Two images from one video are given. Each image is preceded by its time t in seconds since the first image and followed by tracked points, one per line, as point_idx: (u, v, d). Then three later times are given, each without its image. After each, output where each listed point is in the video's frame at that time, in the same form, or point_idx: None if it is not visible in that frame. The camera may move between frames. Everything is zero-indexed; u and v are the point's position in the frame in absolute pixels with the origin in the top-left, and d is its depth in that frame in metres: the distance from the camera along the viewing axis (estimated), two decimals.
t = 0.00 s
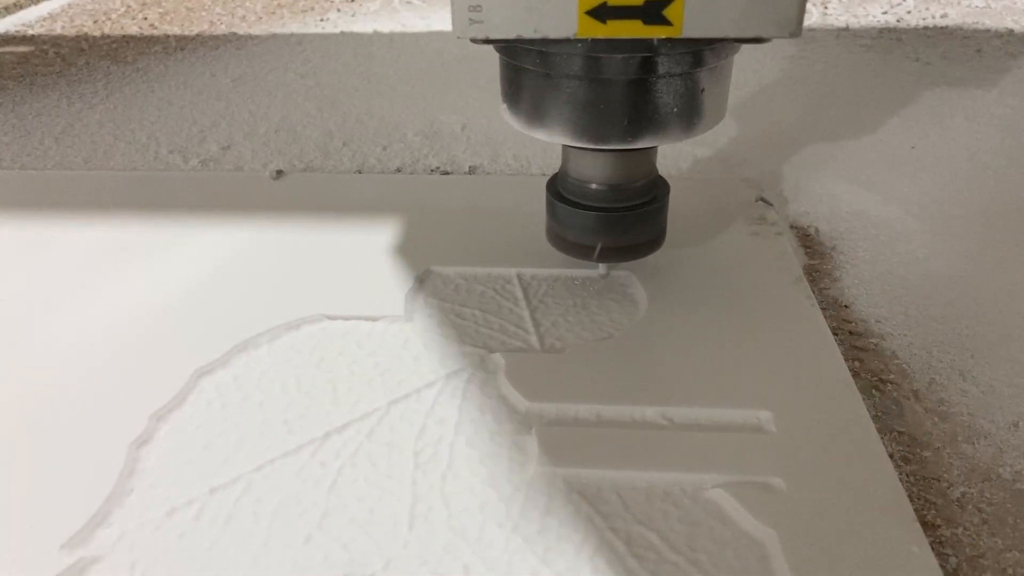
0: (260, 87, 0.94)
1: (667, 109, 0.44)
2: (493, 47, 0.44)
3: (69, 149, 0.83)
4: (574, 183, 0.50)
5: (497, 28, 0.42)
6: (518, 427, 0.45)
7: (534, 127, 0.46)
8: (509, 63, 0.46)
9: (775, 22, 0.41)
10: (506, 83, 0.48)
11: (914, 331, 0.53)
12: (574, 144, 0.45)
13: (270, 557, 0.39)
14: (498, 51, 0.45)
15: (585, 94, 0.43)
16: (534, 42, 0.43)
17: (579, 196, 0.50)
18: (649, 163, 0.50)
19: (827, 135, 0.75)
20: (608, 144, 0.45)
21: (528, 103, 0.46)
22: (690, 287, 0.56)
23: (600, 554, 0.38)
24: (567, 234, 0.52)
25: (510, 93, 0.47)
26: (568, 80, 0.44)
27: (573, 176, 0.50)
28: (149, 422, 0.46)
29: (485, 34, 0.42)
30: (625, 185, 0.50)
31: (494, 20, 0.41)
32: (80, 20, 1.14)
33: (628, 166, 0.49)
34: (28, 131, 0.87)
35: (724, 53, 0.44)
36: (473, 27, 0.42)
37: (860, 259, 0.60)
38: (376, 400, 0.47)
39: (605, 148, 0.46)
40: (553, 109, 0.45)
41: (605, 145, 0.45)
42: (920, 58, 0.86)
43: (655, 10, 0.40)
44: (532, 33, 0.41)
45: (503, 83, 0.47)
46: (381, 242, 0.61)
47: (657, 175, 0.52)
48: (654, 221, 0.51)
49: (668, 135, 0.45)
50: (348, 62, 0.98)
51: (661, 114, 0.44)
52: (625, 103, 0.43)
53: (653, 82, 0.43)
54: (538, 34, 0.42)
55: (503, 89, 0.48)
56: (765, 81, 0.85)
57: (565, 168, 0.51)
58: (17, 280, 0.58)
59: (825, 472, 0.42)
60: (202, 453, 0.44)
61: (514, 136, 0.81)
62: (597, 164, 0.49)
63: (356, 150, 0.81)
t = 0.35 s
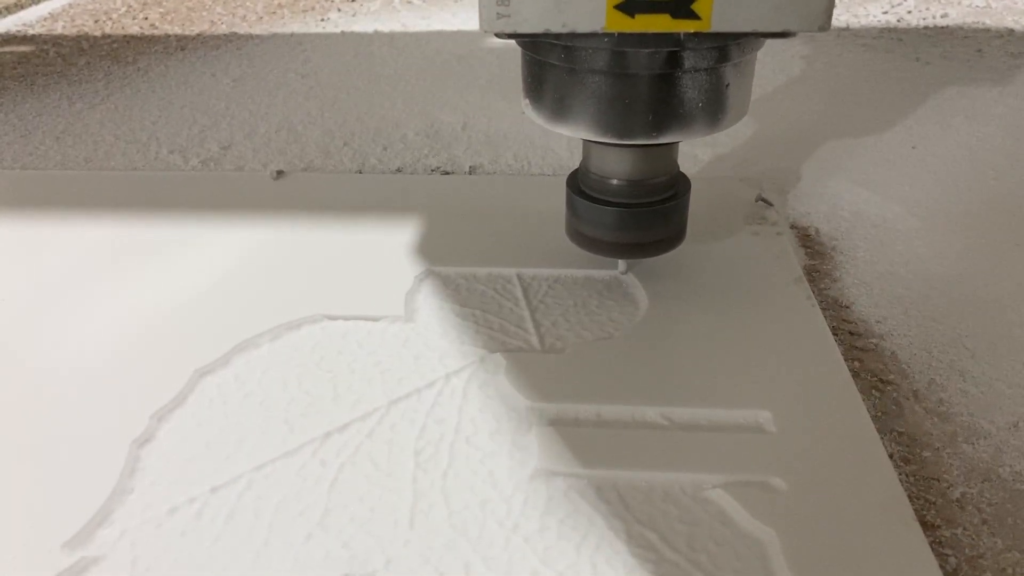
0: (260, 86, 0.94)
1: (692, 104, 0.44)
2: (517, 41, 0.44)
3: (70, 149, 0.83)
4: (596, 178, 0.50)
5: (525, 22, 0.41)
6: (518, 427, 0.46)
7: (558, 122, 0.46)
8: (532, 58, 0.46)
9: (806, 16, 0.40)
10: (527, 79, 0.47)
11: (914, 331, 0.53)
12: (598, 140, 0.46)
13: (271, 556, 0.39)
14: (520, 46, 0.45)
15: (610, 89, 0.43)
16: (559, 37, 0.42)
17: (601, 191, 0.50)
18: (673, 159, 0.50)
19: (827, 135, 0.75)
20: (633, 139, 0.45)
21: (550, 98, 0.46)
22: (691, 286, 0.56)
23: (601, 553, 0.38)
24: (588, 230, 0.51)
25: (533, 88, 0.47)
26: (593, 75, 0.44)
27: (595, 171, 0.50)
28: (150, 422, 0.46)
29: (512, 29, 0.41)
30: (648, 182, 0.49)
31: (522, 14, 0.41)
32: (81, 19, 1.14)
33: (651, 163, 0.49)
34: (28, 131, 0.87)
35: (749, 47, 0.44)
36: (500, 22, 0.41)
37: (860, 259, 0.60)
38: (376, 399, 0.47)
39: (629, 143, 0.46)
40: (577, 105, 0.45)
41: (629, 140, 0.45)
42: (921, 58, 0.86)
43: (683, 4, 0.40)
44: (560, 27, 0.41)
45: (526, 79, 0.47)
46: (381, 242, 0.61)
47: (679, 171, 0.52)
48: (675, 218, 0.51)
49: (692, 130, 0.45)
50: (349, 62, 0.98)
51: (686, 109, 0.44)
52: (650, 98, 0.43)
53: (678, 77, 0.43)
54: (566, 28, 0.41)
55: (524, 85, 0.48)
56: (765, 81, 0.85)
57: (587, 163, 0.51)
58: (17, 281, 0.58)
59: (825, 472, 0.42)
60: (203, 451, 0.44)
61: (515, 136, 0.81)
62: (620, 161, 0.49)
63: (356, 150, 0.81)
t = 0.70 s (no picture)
0: (262, 84, 0.94)
1: (656, 106, 0.44)
2: (482, 44, 0.44)
3: (72, 146, 0.83)
4: (565, 180, 0.50)
5: (485, 25, 0.41)
6: (519, 423, 0.46)
7: (523, 124, 0.46)
8: (499, 60, 0.46)
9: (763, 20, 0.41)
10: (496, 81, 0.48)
11: (915, 328, 0.53)
12: (563, 142, 0.46)
13: (273, 552, 0.39)
14: (487, 48, 0.45)
15: (574, 91, 0.44)
16: (522, 40, 0.42)
17: (571, 192, 0.50)
18: (640, 159, 0.50)
19: (828, 132, 0.75)
20: (598, 141, 0.45)
21: (516, 100, 0.46)
22: (692, 283, 0.56)
23: (602, 549, 0.38)
24: (558, 232, 0.52)
25: (500, 90, 0.47)
26: (557, 77, 0.44)
27: (564, 173, 0.50)
28: (152, 418, 0.46)
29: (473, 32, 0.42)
30: (616, 183, 0.50)
31: (482, 18, 0.41)
32: (83, 17, 1.14)
33: (619, 164, 0.49)
34: (30, 128, 0.87)
35: (712, 50, 0.44)
36: (461, 24, 0.42)
37: (862, 256, 0.60)
38: (378, 396, 0.47)
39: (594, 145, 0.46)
40: (542, 107, 0.45)
41: (594, 142, 0.45)
42: (922, 56, 0.86)
43: (642, 7, 0.40)
44: (520, 30, 0.41)
45: (493, 81, 0.47)
46: (383, 239, 0.61)
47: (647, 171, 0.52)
48: (645, 218, 0.51)
49: (656, 132, 0.45)
50: (351, 60, 0.98)
51: (650, 110, 0.44)
52: (614, 100, 0.43)
53: (641, 79, 0.43)
54: (526, 32, 0.42)
55: (493, 86, 0.48)
56: (766, 79, 0.85)
57: (556, 165, 0.51)
58: (17, 279, 0.58)
59: (826, 468, 0.42)
60: (206, 447, 0.44)
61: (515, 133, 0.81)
62: (588, 163, 0.49)
63: (358, 148, 0.81)
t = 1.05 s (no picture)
0: (263, 84, 0.94)
1: (607, 106, 0.44)
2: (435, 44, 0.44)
3: (73, 147, 0.83)
4: (524, 179, 0.50)
5: (430, 24, 0.41)
6: (519, 424, 0.46)
7: (478, 122, 0.46)
8: (453, 60, 0.46)
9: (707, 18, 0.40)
10: (452, 80, 0.48)
11: (914, 329, 0.53)
12: (516, 141, 0.46)
13: (274, 551, 0.39)
14: (442, 48, 0.45)
15: (526, 91, 0.44)
16: (472, 40, 0.43)
17: (530, 192, 0.51)
18: (598, 158, 0.50)
19: (828, 133, 0.75)
20: (550, 141, 0.45)
21: (471, 99, 0.46)
22: (690, 285, 0.56)
23: (601, 550, 0.38)
24: (517, 230, 0.52)
25: (455, 89, 0.47)
26: (508, 77, 0.44)
27: (524, 172, 0.51)
28: (153, 418, 0.46)
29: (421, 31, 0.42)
30: (575, 182, 0.50)
31: (428, 17, 0.41)
32: (83, 17, 1.14)
33: (576, 163, 0.49)
34: (31, 128, 0.87)
35: (662, 50, 0.44)
36: (407, 24, 0.42)
37: (861, 257, 0.60)
38: (378, 397, 0.47)
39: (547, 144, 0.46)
40: (495, 107, 0.45)
41: (547, 142, 0.45)
42: (922, 56, 0.86)
43: (585, 7, 0.40)
44: (465, 30, 0.41)
45: (449, 79, 0.47)
46: (383, 240, 0.61)
47: (606, 170, 0.53)
48: (604, 217, 0.51)
49: (609, 132, 0.45)
50: (351, 60, 0.98)
51: (601, 110, 0.44)
52: (565, 100, 0.44)
53: (591, 79, 0.43)
54: (472, 31, 0.41)
55: (450, 85, 0.48)
56: (766, 79, 0.85)
57: (516, 165, 0.51)
58: (17, 279, 0.58)
59: (825, 469, 0.42)
60: (205, 447, 0.45)
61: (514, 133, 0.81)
62: (547, 163, 0.49)
63: (358, 148, 0.81)
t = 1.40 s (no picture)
0: (263, 84, 0.94)
1: (560, 106, 0.45)
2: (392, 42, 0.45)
3: (73, 146, 0.83)
4: (486, 178, 0.50)
5: (380, 24, 0.42)
6: (519, 422, 0.46)
7: (435, 121, 0.47)
8: (411, 58, 0.46)
9: (654, 19, 0.41)
10: (411, 78, 0.48)
11: (914, 328, 0.53)
12: (472, 140, 0.46)
13: (274, 551, 0.39)
14: (399, 46, 0.46)
15: (479, 91, 0.44)
16: (426, 39, 0.43)
17: (491, 190, 0.51)
18: (559, 156, 0.51)
19: (827, 132, 0.75)
20: (505, 140, 0.45)
21: (428, 97, 0.46)
22: (690, 284, 0.56)
23: (601, 548, 0.39)
24: (478, 229, 0.52)
25: (413, 87, 0.47)
26: (462, 76, 0.44)
27: (485, 171, 0.51)
28: (153, 417, 0.46)
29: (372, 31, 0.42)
30: (535, 181, 0.50)
31: (376, 16, 0.41)
32: (83, 17, 1.14)
33: (537, 162, 0.49)
34: (31, 128, 0.87)
35: (615, 50, 0.44)
36: (356, 23, 0.42)
37: (861, 256, 0.61)
38: (377, 396, 0.48)
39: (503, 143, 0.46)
40: (451, 105, 0.45)
41: (502, 141, 0.45)
42: (922, 55, 0.87)
43: (532, 7, 0.40)
44: (415, 29, 0.42)
45: (409, 77, 0.48)
46: (383, 240, 0.62)
47: (568, 168, 0.53)
48: (566, 215, 0.51)
49: (563, 131, 0.45)
50: (352, 60, 0.98)
51: (554, 110, 0.45)
52: (519, 100, 0.44)
53: (543, 79, 0.44)
54: (421, 31, 0.42)
55: (410, 83, 0.49)
56: (765, 78, 0.85)
57: (478, 163, 0.51)
58: (16, 279, 0.58)
59: (824, 467, 0.42)
60: (206, 446, 0.45)
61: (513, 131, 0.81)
62: (508, 161, 0.49)
63: (358, 148, 0.81)
